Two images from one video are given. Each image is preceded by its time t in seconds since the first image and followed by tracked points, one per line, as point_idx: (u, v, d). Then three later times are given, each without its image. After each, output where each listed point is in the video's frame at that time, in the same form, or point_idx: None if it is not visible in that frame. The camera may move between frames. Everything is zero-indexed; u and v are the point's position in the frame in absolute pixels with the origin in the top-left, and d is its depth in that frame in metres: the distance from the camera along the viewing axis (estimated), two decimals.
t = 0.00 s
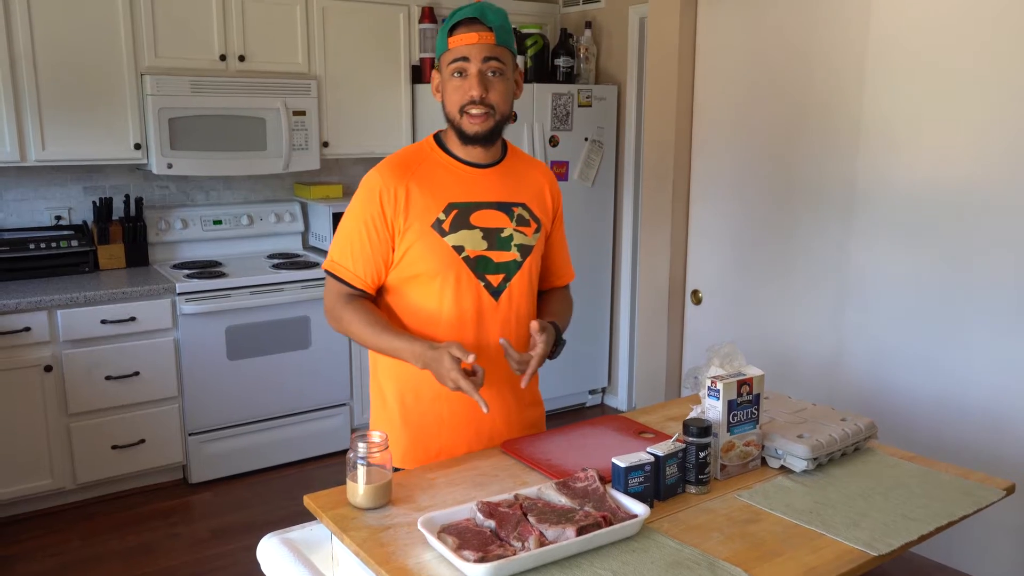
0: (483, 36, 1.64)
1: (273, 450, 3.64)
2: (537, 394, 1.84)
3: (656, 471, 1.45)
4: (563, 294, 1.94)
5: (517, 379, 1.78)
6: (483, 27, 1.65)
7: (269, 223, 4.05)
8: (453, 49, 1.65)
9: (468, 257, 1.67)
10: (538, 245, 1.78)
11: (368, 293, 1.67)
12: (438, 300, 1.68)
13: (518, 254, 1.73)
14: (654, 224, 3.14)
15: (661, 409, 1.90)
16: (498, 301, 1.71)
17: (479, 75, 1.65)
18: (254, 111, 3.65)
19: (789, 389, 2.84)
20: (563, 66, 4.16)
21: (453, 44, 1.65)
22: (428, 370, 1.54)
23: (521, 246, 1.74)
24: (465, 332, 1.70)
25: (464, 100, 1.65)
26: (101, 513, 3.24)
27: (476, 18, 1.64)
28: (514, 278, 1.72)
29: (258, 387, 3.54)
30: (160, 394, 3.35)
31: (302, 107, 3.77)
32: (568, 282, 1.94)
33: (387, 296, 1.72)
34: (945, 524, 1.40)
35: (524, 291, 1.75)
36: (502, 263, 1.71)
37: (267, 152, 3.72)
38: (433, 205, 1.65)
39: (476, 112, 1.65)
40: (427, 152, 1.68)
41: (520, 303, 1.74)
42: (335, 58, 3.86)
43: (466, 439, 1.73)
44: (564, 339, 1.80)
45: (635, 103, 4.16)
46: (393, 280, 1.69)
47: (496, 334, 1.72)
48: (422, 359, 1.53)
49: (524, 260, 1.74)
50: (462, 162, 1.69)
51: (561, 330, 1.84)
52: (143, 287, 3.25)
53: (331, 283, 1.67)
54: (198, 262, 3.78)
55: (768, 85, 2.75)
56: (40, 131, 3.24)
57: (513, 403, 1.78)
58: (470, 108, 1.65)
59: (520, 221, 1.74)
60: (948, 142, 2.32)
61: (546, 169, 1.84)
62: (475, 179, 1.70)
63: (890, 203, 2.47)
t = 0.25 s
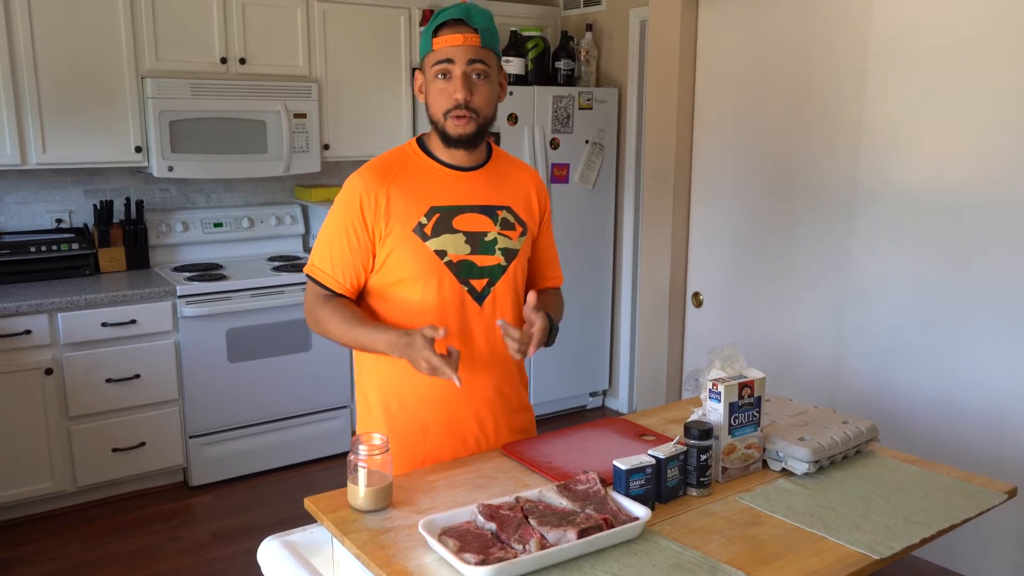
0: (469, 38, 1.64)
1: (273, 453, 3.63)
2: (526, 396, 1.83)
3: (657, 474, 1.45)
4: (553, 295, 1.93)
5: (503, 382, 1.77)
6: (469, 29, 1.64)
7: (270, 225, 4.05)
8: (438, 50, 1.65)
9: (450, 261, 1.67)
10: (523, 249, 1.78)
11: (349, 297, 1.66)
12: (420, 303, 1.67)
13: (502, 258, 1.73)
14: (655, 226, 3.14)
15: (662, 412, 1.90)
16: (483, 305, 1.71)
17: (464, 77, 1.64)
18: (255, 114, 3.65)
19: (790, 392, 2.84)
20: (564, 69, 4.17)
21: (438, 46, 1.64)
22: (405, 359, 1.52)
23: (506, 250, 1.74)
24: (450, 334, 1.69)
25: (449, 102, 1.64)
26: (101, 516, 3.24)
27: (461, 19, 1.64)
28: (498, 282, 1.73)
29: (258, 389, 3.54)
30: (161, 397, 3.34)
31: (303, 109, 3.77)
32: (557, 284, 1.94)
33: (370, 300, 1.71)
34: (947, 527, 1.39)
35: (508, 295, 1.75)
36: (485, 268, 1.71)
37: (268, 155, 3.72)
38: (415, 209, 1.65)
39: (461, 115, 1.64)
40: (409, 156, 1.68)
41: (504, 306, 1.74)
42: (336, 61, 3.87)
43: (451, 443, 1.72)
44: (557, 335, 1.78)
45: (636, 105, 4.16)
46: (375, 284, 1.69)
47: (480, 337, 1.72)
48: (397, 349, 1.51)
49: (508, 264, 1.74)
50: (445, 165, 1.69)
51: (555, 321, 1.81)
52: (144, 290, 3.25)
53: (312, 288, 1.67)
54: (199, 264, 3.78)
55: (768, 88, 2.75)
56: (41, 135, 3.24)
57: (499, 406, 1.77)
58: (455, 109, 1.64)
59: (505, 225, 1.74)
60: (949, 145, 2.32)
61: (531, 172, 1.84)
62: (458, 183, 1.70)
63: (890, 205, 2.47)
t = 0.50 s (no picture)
0: (465, 37, 1.64)
1: (274, 451, 3.64)
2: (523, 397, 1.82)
3: (658, 472, 1.45)
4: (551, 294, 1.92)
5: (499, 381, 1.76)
6: (465, 28, 1.65)
7: (270, 224, 4.05)
8: (433, 48, 1.65)
9: (443, 261, 1.67)
10: (517, 247, 1.77)
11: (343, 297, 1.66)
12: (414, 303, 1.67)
13: (496, 257, 1.73)
14: (656, 225, 3.13)
15: (664, 410, 1.90)
16: (478, 305, 1.71)
17: (459, 76, 1.64)
18: (255, 112, 3.65)
19: (791, 391, 2.84)
20: (565, 67, 4.17)
21: (433, 44, 1.64)
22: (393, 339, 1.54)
23: (500, 248, 1.73)
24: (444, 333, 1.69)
25: (442, 100, 1.64)
26: (102, 514, 3.24)
27: (457, 18, 1.64)
28: (492, 281, 1.72)
29: (259, 388, 3.54)
30: (162, 395, 3.34)
31: (303, 108, 3.77)
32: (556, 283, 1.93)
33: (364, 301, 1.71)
34: (947, 526, 1.39)
35: (503, 293, 1.74)
36: (479, 267, 1.71)
37: (269, 153, 3.72)
38: (407, 209, 1.65)
39: (454, 113, 1.64)
40: (401, 155, 1.68)
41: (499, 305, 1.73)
42: (336, 60, 3.86)
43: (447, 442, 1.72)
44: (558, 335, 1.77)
45: (637, 104, 4.16)
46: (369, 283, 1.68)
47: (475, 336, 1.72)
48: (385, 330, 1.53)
49: (502, 263, 1.74)
50: (438, 164, 1.69)
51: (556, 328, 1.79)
52: (145, 288, 3.25)
53: (305, 288, 1.67)
54: (200, 263, 3.78)
55: (769, 87, 2.75)
56: (42, 133, 3.24)
57: (495, 405, 1.76)
58: (449, 108, 1.64)
59: (498, 223, 1.74)
60: (950, 143, 2.32)
61: (525, 169, 1.84)
62: (450, 182, 1.70)
63: (891, 203, 2.46)
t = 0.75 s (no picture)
0: (476, 39, 1.63)
1: (274, 450, 3.64)
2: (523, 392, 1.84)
3: (656, 471, 1.45)
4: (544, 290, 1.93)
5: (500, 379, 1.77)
6: (476, 30, 1.64)
7: (270, 222, 4.05)
8: (444, 49, 1.62)
9: (448, 260, 1.67)
10: (518, 245, 1.78)
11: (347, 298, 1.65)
12: (420, 302, 1.67)
13: (499, 254, 1.73)
14: (655, 224, 3.13)
15: (663, 409, 1.90)
16: (482, 303, 1.71)
17: (471, 78, 1.63)
18: (255, 111, 3.65)
19: (790, 390, 2.84)
20: (565, 66, 4.16)
21: (444, 45, 1.62)
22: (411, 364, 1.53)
23: (502, 246, 1.74)
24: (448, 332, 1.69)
25: (454, 102, 1.63)
26: (102, 513, 3.24)
27: (468, 19, 1.62)
28: (496, 279, 1.73)
29: (259, 386, 3.54)
30: (162, 393, 3.35)
31: (303, 106, 3.77)
32: (548, 279, 1.95)
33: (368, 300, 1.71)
34: (946, 525, 1.39)
35: (505, 291, 1.75)
36: (483, 264, 1.71)
37: (268, 152, 3.72)
38: (412, 209, 1.65)
39: (464, 117, 1.64)
40: (402, 154, 1.68)
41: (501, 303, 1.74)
42: (336, 58, 3.86)
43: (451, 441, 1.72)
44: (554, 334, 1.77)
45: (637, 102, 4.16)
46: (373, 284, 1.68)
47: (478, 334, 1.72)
48: (404, 353, 1.52)
49: (505, 260, 1.74)
50: (440, 164, 1.69)
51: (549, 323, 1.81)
52: (145, 287, 3.25)
53: (308, 289, 1.66)
54: (199, 261, 3.78)
55: (769, 86, 2.75)
56: (41, 131, 3.24)
57: (497, 402, 1.77)
58: (460, 110, 1.63)
59: (500, 221, 1.74)
60: (949, 143, 2.32)
61: (522, 167, 1.85)
62: (453, 181, 1.70)
63: (891, 202, 2.46)
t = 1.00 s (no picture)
0: (484, 40, 1.64)
1: (273, 450, 3.64)
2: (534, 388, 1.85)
3: (655, 472, 1.45)
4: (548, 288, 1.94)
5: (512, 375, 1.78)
6: (485, 31, 1.65)
7: (269, 223, 4.04)
8: (453, 50, 1.63)
9: (463, 258, 1.67)
10: (528, 243, 1.79)
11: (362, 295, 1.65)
12: (435, 299, 1.67)
13: (511, 252, 1.74)
14: (654, 224, 3.14)
15: (661, 409, 1.90)
16: (495, 301, 1.72)
17: (480, 78, 1.64)
18: (254, 111, 3.64)
19: (789, 391, 2.84)
20: (564, 67, 4.16)
21: (453, 46, 1.63)
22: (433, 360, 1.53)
23: (514, 244, 1.75)
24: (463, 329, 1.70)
25: (463, 102, 1.64)
26: (100, 513, 3.24)
27: (476, 20, 1.64)
28: (509, 276, 1.73)
29: (257, 387, 3.54)
30: (160, 394, 3.34)
31: (302, 107, 3.76)
32: (552, 276, 1.96)
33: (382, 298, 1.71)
34: (945, 525, 1.40)
35: (516, 289, 1.76)
36: (497, 262, 1.71)
37: (267, 152, 3.72)
38: (427, 207, 1.65)
39: (475, 116, 1.64)
40: (415, 153, 1.68)
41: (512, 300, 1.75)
42: (335, 58, 3.86)
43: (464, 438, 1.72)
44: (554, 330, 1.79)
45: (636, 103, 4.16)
46: (388, 282, 1.68)
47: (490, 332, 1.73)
48: (424, 350, 1.52)
49: (517, 258, 1.75)
50: (453, 163, 1.69)
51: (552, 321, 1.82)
52: (143, 287, 3.25)
53: (323, 287, 1.66)
54: (198, 262, 3.78)
55: (768, 86, 2.75)
56: (40, 131, 3.24)
57: (509, 399, 1.77)
58: (470, 110, 1.64)
59: (511, 219, 1.75)
60: (948, 143, 2.32)
61: (528, 166, 1.86)
62: (466, 180, 1.70)
63: (890, 203, 2.46)
